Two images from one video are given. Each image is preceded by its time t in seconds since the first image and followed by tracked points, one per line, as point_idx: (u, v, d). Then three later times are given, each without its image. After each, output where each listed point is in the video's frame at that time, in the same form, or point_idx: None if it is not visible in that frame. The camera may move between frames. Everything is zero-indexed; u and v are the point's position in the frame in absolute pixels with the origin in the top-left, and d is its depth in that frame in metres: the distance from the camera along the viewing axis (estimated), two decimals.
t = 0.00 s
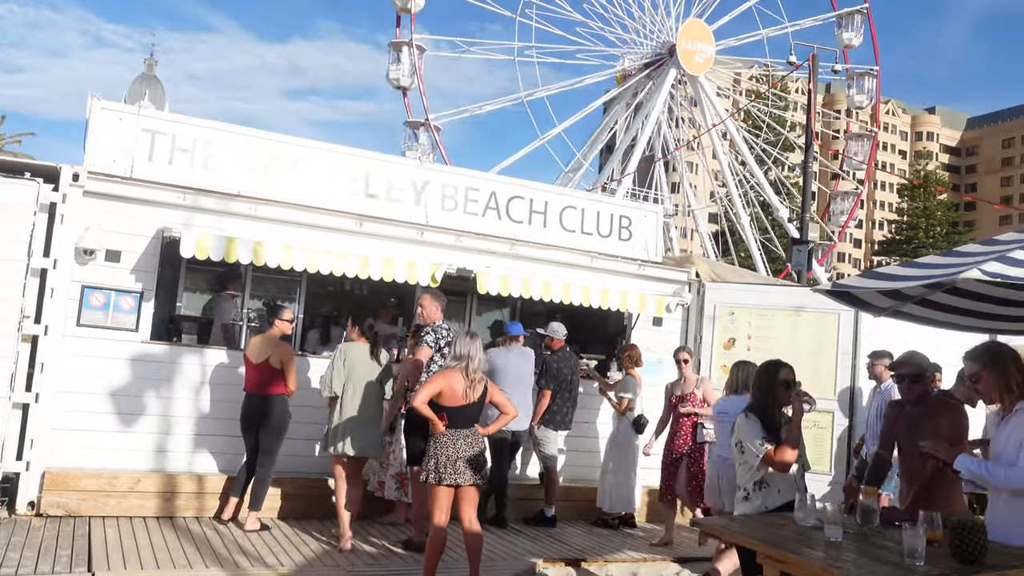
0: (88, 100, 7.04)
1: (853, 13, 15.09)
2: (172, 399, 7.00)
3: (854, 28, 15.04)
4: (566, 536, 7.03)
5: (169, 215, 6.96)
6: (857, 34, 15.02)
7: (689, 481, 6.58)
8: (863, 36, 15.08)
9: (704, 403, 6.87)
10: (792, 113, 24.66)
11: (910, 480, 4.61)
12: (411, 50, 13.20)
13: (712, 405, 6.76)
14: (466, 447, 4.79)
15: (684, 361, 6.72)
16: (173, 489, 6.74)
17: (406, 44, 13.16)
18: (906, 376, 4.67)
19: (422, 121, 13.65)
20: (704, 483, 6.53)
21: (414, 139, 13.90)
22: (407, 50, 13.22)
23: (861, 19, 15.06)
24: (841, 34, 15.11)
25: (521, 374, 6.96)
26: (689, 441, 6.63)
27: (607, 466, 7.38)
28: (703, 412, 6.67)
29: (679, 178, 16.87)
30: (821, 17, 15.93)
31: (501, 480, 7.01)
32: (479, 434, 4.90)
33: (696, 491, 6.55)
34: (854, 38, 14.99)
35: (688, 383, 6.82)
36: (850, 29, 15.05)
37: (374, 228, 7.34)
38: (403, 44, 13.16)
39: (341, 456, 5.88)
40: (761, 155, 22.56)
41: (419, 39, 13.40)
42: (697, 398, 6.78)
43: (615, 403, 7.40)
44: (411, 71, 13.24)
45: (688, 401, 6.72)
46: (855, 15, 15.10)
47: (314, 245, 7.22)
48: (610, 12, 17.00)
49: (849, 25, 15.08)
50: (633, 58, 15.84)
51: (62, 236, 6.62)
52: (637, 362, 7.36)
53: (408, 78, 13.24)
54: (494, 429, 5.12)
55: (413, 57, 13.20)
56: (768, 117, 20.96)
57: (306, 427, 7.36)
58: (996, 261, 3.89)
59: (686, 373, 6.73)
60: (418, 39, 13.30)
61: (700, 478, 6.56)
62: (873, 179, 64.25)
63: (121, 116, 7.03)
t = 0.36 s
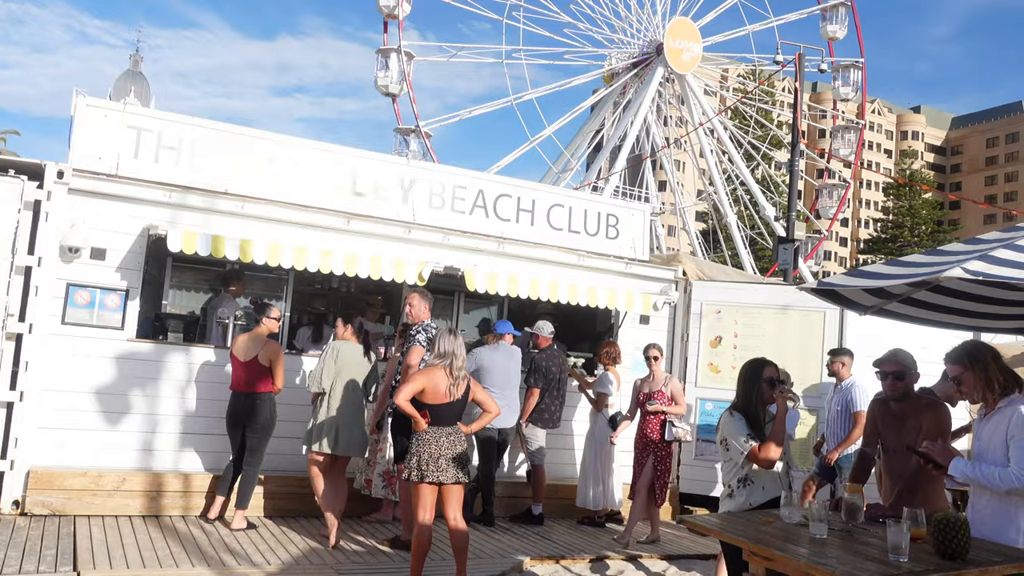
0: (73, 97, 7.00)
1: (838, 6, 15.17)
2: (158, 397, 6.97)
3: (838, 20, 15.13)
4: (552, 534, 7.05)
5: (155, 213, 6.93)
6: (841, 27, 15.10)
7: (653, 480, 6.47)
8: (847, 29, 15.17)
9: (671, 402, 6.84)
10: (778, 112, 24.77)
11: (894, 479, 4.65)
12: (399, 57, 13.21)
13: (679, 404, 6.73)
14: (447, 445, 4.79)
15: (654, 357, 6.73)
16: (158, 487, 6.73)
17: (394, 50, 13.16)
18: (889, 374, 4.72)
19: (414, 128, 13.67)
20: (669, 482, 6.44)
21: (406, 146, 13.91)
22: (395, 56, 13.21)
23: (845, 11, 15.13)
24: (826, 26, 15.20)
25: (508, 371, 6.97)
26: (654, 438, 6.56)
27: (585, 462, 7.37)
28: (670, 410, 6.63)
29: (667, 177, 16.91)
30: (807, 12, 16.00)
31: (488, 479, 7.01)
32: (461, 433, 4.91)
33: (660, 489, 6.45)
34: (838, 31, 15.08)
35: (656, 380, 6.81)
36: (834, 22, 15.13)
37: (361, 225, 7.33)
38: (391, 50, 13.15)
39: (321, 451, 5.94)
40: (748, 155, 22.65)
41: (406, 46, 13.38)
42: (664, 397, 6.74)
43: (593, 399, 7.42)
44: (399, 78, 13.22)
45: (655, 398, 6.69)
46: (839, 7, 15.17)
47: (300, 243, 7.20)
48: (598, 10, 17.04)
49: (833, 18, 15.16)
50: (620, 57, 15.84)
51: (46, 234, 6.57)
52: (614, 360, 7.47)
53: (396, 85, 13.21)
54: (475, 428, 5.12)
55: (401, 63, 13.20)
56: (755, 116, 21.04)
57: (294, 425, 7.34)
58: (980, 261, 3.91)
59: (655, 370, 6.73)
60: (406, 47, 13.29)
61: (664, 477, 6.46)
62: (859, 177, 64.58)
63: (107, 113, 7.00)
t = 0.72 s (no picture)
0: (62, 94, 6.96)
1: None
2: (148, 395, 6.94)
3: (826, 12, 15.19)
4: (543, 531, 7.05)
5: (144, 210, 6.89)
6: (828, 19, 15.16)
7: (628, 476, 6.52)
8: (835, 21, 15.25)
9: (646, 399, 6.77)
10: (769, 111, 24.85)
11: (884, 476, 4.69)
12: (391, 63, 13.19)
13: (653, 402, 6.69)
14: (433, 443, 4.79)
15: (630, 352, 6.70)
16: (148, 486, 6.70)
17: (386, 57, 13.14)
18: (879, 372, 4.76)
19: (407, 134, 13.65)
20: (644, 477, 6.52)
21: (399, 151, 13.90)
22: (387, 63, 13.19)
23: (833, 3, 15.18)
24: (813, 18, 15.26)
25: (498, 369, 6.99)
26: (629, 437, 6.53)
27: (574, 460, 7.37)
28: (646, 408, 6.62)
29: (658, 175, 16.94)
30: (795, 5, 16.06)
31: (480, 477, 7.01)
32: (448, 431, 4.91)
33: (635, 485, 6.50)
34: (825, 23, 15.14)
35: (631, 378, 6.72)
36: (821, 13, 15.19)
37: (352, 223, 7.32)
38: (383, 57, 13.13)
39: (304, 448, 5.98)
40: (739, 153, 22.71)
41: (398, 53, 13.36)
42: (640, 394, 6.64)
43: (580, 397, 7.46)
44: (391, 85, 13.19)
45: (631, 397, 6.61)
46: None
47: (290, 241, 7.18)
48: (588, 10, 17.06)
49: (822, 10, 15.20)
50: (611, 55, 15.86)
51: (35, 231, 6.53)
52: (600, 357, 7.48)
53: (388, 92, 13.18)
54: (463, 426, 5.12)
55: (393, 70, 13.17)
56: (745, 115, 21.09)
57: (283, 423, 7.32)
58: (969, 261, 3.93)
59: (631, 366, 6.66)
60: (398, 53, 13.26)
61: (640, 473, 6.52)
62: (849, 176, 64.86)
63: (96, 110, 6.96)
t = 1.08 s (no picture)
0: (53, 89, 6.92)
1: None
2: (138, 391, 6.93)
3: (816, 5, 15.23)
4: (533, 529, 7.07)
5: (135, 206, 6.86)
6: (819, 13, 15.21)
7: (610, 473, 6.48)
8: (826, 14, 15.28)
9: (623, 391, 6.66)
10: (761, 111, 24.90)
11: (875, 475, 4.71)
12: (386, 70, 13.17)
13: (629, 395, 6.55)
14: (419, 440, 4.80)
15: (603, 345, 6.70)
16: (139, 482, 6.68)
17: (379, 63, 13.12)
18: (872, 370, 4.75)
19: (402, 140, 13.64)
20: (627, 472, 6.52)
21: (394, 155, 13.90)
22: (382, 70, 13.17)
23: None
24: (804, 11, 15.29)
25: (489, 367, 7.00)
26: (606, 434, 6.51)
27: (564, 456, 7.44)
28: (623, 403, 6.50)
29: (650, 173, 16.98)
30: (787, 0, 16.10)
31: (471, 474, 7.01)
32: (434, 429, 4.92)
33: (618, 482, 6.49)
34: (816, 16, 15.18)
35: (605, 373, 6.61)
36: (812, 6, 15.24)
37: (344, 220, 7.31)
38: (377, 63, 13.11)
39: (286, 448, 5.93)
40: (732, 152, 22.75)
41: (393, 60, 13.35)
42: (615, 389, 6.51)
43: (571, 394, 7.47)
44: (385, 91, 13.17)
45: (607, 393, 6.49)
46: None
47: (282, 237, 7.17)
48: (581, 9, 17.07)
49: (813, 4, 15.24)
50: (604, 54, 15.87)
51: (24, 227, 6.50)
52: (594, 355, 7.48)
53: (382, 98, 13.16)
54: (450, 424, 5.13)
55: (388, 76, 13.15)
56: (737, 115, 21.11)
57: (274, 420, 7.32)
58: (958, 260, 3.96)
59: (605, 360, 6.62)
60: (393, 60, 13.25)
61: (620, 468, 6.52)
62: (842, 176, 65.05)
63: (87, 105, 6.93)
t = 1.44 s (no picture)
0: (42, 82, 6.85)
1: None
2: (127, 387, 6.90)
3: None
4: (524, 525, 7.09)
5: (125, 201, 6.82)
6: (810, 6, 15.24)
7: (577, 470, 6.44)
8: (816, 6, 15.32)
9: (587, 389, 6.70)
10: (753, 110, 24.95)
11: (866, 471, 4.72)
12: (380, 75, 13.16)
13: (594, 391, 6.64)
14: (403, 437, 4.79)
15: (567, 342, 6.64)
16: (128, 478, 6.65)
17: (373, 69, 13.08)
18: (860, 367, 4.78)
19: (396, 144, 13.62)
20: (593, 470, 6.51)
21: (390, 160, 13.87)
22: (376, 75, 13.15)
23: None
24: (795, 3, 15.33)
25: (481, 363, 7.05)
26: (574, 429, 6.52)
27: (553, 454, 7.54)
28: (589, 398, 6.56)
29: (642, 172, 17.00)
30: None
31: (462, 470, 7.00)
32: (420, 426, 4.91)
33: (586, 480, 6.45)
34: (806, 9, 15.21)
35: (570, 369, 6.62)
36: None
37: (335, 216, 7.23)
38: (371, 69, 13.08)
39: (270, 446, 5.90)
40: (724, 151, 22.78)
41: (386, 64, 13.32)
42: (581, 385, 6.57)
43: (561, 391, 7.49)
44: (378, 96, 13.13)
45: (575, 389, 6.53)
46: None
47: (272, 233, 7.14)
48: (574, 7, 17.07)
49: None
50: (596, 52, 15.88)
51: (12, 221, 6.46)
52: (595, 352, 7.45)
53: (375, 103, 13.12)
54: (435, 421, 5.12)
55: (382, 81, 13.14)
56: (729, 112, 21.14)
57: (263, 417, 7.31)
58: (949, 258, 3.97)
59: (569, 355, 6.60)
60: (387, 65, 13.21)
61: (587, 467, 6.49)
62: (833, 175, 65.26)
63: (76, 100, 6.86)
